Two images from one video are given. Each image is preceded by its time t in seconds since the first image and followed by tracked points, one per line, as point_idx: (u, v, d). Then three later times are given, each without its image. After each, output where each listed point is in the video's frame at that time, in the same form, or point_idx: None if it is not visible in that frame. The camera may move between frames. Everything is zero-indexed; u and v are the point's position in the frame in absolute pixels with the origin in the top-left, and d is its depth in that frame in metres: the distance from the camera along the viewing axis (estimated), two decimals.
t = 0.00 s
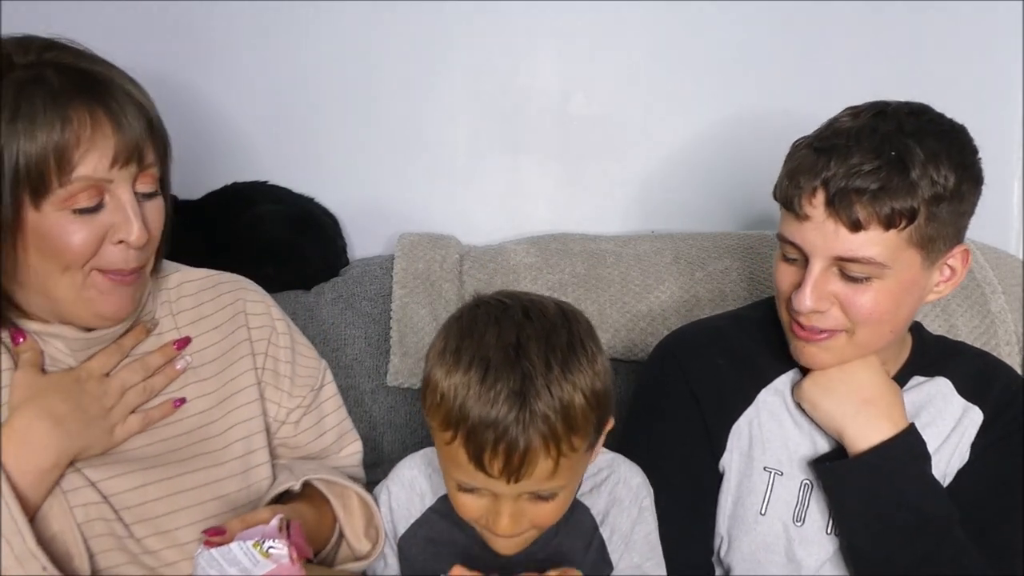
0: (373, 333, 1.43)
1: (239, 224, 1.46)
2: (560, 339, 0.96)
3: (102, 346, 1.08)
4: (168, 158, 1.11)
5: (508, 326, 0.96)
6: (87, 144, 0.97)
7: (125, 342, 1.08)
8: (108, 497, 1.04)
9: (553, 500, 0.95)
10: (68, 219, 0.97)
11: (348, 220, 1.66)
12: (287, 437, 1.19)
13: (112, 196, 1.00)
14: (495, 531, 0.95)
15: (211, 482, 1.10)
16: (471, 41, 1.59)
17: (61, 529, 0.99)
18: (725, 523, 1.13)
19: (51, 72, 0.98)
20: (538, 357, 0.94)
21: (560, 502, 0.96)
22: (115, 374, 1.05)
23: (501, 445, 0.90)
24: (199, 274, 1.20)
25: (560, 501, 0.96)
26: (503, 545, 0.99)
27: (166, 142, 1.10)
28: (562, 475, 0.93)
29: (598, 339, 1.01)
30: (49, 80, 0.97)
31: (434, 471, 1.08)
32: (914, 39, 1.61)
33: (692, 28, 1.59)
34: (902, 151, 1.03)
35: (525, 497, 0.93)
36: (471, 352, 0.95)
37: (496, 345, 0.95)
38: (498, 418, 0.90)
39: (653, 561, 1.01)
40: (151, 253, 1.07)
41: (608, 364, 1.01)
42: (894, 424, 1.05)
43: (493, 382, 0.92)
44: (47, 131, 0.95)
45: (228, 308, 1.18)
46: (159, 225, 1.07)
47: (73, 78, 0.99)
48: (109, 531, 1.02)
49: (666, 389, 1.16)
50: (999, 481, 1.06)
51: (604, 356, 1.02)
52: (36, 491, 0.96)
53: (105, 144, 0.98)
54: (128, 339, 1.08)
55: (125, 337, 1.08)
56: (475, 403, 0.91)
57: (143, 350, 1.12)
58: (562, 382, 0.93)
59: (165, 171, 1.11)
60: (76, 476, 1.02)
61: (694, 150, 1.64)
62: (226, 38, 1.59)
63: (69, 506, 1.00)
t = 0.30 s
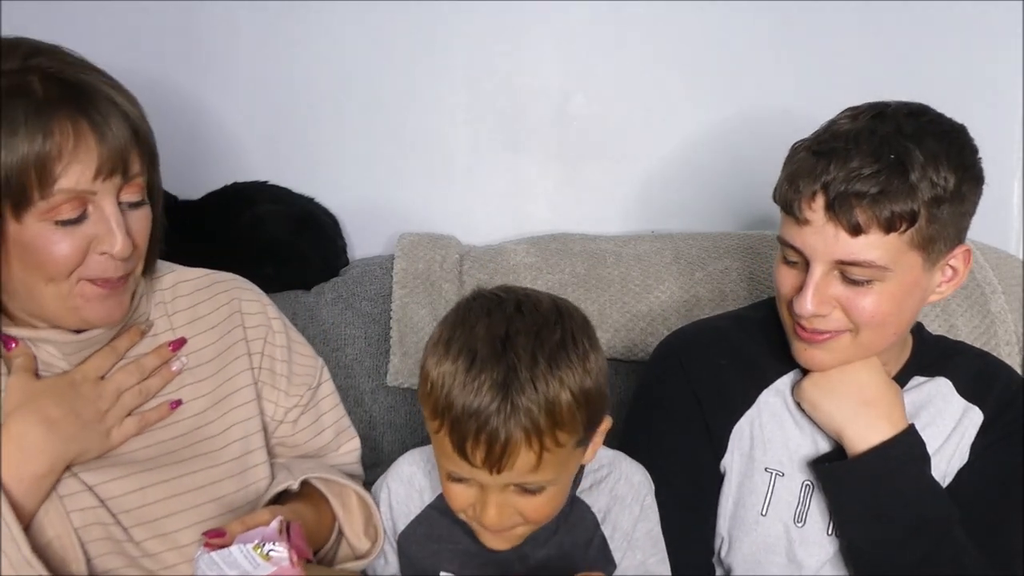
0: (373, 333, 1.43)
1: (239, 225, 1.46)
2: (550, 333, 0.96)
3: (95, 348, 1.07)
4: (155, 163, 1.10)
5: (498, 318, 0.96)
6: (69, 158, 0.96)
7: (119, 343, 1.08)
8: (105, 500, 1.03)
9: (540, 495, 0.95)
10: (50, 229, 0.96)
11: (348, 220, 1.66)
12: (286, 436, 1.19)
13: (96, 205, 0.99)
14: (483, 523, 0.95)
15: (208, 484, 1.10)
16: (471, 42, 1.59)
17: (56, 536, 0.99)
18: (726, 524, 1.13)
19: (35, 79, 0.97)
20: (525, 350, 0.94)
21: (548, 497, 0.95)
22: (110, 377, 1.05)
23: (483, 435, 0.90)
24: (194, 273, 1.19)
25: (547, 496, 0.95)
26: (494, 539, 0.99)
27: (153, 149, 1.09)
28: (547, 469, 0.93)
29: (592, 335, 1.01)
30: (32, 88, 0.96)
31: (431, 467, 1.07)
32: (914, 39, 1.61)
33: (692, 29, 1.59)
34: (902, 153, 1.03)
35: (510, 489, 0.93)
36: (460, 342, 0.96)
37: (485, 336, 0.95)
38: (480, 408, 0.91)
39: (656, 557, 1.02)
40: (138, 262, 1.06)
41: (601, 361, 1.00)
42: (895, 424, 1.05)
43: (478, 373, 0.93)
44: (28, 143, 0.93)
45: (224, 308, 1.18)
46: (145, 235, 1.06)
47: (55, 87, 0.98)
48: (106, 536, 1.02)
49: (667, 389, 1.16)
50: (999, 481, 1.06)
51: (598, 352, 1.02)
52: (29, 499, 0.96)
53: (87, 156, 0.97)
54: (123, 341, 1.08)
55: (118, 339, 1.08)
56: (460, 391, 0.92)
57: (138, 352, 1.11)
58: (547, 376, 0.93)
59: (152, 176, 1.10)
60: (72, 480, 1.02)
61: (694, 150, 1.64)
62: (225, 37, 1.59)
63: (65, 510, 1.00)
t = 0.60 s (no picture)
0: (373, 333, 1.43)
1: (239, 225, 1.46)
2: (539, 334, 0.96)
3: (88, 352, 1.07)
4: (134, 163, 1.08)
5: (488, 317, 0.96)
6: (43, 167, 0.95)
7: (114, 346, 1.07)
8: (100, 503, 1.03)
9: (523, 496, 0.94)
10: (31, 240, 0.95)
11: (347, 220, 1.66)
12: (284, 435, 1.19)
13: (78, 214, 0.98)
14: (467, 520, 0.96)
15: (205, 485, 1.09)
16: (471, 42, 1.59)
17: (50, 540, 0.99)
18: (725, 524, 1.13)
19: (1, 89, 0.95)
20: (510, 351, 0.94)
21: (532, 498, 0.95)
22: (105, 379, 1.04)
23: (463, 431, 0.91)
24: (189, 274, 1.19)
25: (532, 497, 0.95)
26: (479, 538, 0.99)
27: (132, 147, 1.07)
28: (529, 471, 0.93)
29: (584, 339, 1.00)
30: None
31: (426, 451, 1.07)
32: (914, 40, 1.61)
33: (692, 29, 1.59)
34: (902, 153, 1.03)
35: (492, 487, 0.93)
36: (449, 338, 0.96)
37: (474, 333, 0.95)
38: (461, 403, 0.91)
39: (647, 553, 1.01)
40: (123, 267, 1.05)
41: (592, 365, 0.99)
42: (895, 424, 1.05)
43: (463, 369, 0.93)
44: None
45: (219, 308, 1.18)
46: (129, 238, 1.05)
47: (25, 94, 0.96)
48: (102, 539, 1.02)
49: (667, 388, 1.16)
50: (999, 481, 1.06)
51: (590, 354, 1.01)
52: (20, 506, 0.96)
53: (62, 164, 0.96)
54: (117, 343, 1.08)
55: (113, 342, 1.08)
56: (444, 387, 0.93)
57: (133, 354, 1.11)
58: (531, 378, 0.93)
59: (133, 177, 1.09)
60: (68, 484, 1.02)
61: (694, 150, 1.64)
62: (224, 38, 1.59)
63: (59, 514, 1.00)
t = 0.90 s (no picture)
0: (373, 333, 1.43)
1: (239, 225, 1.47)
2: (517, 319, 0.96)
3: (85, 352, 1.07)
4: (127, 165, 1.08)
5: (470, 298, 0.98)
6: (34, 170, 0.95)
7: (110, 346, 1.07)
8: (97, 504, 1.04)
9: (492, 479, 0.94)
10: (25, 243, 0.95)
11: (347, 220, 1.66)
12: (282, 434, 1.19)
13: (71, 217, 0.98)
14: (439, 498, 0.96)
15: (203, 485, 1.10)
16: (471, 41, 1.59)
17: (45, 542, 0.99)
18: (725, 524, 1.13)
19: None
20: (485, 333, 0.94)
21: (502, 482, 0.95)
22: (101, 379, 1.04)
23: (432, 404, 0.92)
24: (184, 273, 1.19)
25: (502, 481, 0.95)
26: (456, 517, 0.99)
27: (124, 149, 1.07)
28: (497, 452, 0.93)
29: (567, 328, 1.00)
30: None
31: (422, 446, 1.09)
32: (914, 39, 1.61)
33: (692, 29, 1.59)
34: (901, 151, 1.03)
35: (461, 466, 0.94)
36: (431, 316, 0.98)
37: (454, 313, 0.97)
38: (431, 376, 0.93)
39: (638, 547, 0.99)
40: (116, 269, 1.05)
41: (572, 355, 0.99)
42: (892, 424, 1.05)
43: (438, 345, 0.94)
44: None
45: (215, 306, 1.18)
46: (122, 240, 1.05)
47: (15, 96, 0.96)
48: (99, 540, 1.02)
49: (666, 388, 1.16)
50: (998, 481, 1.06)
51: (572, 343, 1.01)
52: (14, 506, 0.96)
53: (53, 167, 0.96)
54: (113, 344, 1.08)
55: (110, 342, 1.08)
56: (419, 361, 0.94)
57: (130, 353, 1.11)
58: (503, 361, 0.93)
59: (126, 178, 1.09)
60: (63, 484, 1.02)
61: (694, 150, 1.64)
62: (224, 38, 1.59)
63: (55, 514, 1.00)
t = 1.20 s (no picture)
0: (373, 333, 1.42)
1: (239, 225, 1.47)
2: (497, 279, 0.98)
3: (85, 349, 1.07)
4: (128, 160, 1.09)
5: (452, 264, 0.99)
6: (42, 168, 0.95)
7: (110, 342, 1.07)
8: (97, 502, 1.04)
9: (473, 434, 0.94)
10: (33, 240, 0.95)
11: (347, 220, 1.67)
12: (282, 433, 1.19)
13: (78, 213, 0.98)
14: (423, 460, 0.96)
15: (202, 483, 1.10)
16: (471, 42, 1.59)
17: (46, 540, 0.99)
18: (726, 524, 1.13)
19: None
20: (466, 290, 0.96)
21: (485, 439, 0.95)
22: (101, 377, 1.05)
23: (413, 356, 0.93)
24: (183, 271, 1.19)
25: (485, 438, 0.95)
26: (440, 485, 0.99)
27: (126, 145, 1.07)
28: (477, 404, 0.93)
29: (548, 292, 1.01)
30: None
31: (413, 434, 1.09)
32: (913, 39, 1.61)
33: (691, 29, 1.59)
34: (881, 157, 1.03)
35: (442, 421, 0.94)
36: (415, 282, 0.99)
37: (436, 276, 0.98)
38: (412, 331, 0.94)
39: (621, 530, 0.99)
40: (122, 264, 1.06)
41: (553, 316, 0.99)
42: (891, 426, 1.05)
43: (420, 303, 0.96)
44: None
45: (214, 304, 1.18)
46: (128, 237, 1.06)
47: (19, 95, 0.96)
48: (99, 538, 1.03)
49: (666, 388, 1.16)
50: (999, 481, 1.06)
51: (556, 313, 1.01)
52: (14, 505, 0.96)
53: (60, 164, 0.96)
54: (113, 340, 1.08)
55: (110, 339, 1.07)
56: (402, 319, 0.96)
57: (129, 351, 1.11)
58: (482, 314, 0.94)
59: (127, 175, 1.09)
60: (64, 483, 1.02)
61: (694, 150, 1.64)
62: (225, 37, 1.59)
63: (56, 513, 1.00)
